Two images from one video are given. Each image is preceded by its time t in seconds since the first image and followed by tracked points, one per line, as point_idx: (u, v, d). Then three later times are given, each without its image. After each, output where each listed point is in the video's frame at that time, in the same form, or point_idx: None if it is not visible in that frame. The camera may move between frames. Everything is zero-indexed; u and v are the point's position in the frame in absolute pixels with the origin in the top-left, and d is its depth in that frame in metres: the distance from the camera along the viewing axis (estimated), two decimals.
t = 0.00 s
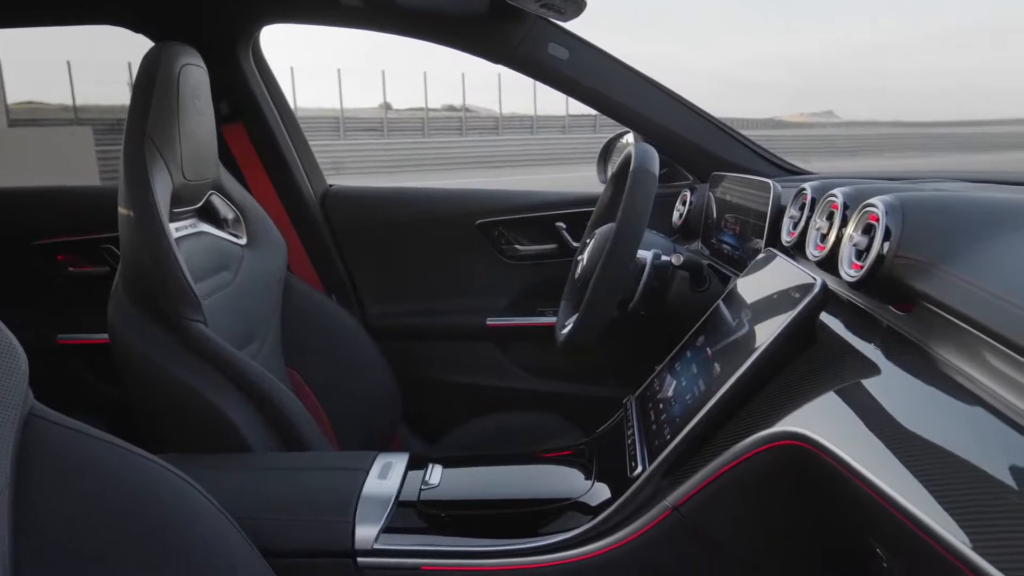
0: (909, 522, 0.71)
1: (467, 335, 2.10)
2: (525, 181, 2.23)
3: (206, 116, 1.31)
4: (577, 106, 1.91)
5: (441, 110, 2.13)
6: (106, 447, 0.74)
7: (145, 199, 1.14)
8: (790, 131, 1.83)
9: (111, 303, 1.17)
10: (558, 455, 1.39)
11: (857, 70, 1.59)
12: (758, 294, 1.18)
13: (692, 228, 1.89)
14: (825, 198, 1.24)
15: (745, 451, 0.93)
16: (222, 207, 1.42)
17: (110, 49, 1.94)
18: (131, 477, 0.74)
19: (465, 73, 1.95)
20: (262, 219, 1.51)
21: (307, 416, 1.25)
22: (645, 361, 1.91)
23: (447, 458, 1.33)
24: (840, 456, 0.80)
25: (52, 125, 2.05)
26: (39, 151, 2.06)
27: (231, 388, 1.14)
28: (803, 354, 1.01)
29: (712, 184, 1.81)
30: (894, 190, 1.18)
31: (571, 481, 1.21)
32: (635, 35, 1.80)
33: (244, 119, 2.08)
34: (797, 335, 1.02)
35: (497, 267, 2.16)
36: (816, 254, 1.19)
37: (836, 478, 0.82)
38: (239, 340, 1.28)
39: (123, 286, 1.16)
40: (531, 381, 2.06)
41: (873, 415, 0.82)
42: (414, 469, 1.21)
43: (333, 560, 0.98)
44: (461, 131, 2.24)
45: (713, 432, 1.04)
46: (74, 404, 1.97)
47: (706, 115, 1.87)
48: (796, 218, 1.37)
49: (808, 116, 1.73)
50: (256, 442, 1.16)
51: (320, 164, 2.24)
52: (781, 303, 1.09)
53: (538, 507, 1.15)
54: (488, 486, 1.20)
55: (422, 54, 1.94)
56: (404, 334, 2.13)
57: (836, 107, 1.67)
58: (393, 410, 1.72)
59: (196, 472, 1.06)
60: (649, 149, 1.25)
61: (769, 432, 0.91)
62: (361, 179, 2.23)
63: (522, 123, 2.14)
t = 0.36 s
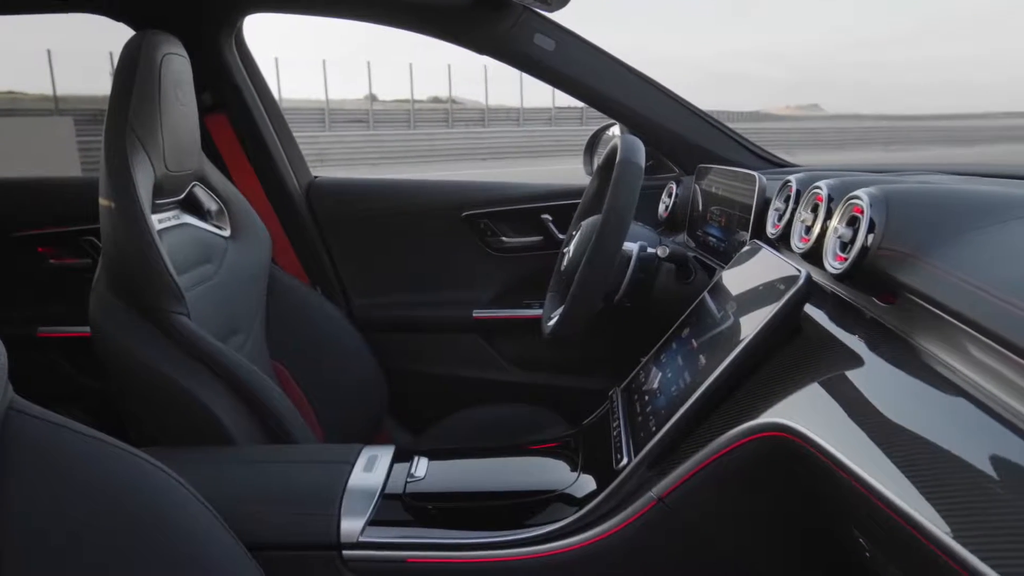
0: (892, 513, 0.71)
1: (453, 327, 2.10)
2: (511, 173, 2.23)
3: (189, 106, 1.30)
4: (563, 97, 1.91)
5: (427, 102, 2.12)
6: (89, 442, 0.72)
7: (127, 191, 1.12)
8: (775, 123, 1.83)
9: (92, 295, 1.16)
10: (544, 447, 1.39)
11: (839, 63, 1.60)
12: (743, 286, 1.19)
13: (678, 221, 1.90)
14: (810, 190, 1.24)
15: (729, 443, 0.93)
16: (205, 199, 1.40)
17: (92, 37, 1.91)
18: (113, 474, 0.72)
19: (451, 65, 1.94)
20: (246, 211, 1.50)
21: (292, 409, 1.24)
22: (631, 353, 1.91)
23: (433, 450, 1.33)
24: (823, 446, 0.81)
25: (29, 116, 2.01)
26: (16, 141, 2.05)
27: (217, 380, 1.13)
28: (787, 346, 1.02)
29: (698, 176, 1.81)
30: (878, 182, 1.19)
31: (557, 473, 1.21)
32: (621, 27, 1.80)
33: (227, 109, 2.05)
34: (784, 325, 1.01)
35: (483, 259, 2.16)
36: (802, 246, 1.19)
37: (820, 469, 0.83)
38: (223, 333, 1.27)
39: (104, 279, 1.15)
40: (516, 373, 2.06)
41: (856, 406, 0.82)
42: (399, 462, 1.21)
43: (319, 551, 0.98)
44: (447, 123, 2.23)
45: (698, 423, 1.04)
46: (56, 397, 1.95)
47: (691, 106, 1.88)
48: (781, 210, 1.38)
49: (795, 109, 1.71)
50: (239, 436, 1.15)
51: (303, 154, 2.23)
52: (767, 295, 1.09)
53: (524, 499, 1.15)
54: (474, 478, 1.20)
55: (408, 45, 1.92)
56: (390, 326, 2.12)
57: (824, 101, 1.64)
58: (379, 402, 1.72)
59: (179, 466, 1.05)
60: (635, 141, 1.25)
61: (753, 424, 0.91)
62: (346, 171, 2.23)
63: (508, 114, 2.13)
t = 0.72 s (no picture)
0: (876, 504, 0.72)
1: (438, 320, 2.10)
2: (497, 166, 2.22)
3: (170, 97, 1.28)
4: (549, 89, 1.90)
5: (413, 94, 2.08)
6: (70, 436, 0.71)
7: (108, 182, 1.11)
8: (761, 117, 1.83)
9: (73, 289, 1.14)
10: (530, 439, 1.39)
11: (820, 56, 1.59)
12: (728, 279, 1.19)
13: (663, 214, 1.91)
14: (795, 183, 1.25)
15: (713, 436, 0.94)
16: (188, 191, 1.39)
17: (71, 27, 1.88)
18: (94, 470, 0.71)
19: (437, 56, 1.93)
20: (229, 203, 1.49)
21: (276, 403, 1.24)
22: (616, 345, 1.92)
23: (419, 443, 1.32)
24: (806, 438, 0.82)
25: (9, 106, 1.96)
26: None
27: (199, 373, 1.12)
28: (771, 338, 1.02)
29: (683, 169, 1.82)
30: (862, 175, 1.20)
31: (543, 466, 1.22)
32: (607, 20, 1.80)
33: (210, 100, 2.03)
34: (770, 317, 1.01)
35: (468, 252, 2.16)
36: (786, 239, 1.20)
37: (803, 460, 0.83)
38: (206, 326, 1.26)
39: (84, 272, 1.14)
40: (502, 365, 2.06)
41: (839, 398, 0.83)
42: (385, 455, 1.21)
43: (303, 544, 0.98)
44: (433, 114, 2.18)
45: (683, 416, 1.04)
46: (38, 391, 1.92)
47: (677, 99, 1.88)
48: (766, 203, 1.38)
49: (779, 102, 1.73)
50: (224, 430, 1.13)
51: (287, 146, 2.21)
52: (752, 288, 1.09)
53: (510, 492, 1.15)
54: (460, 471, 1.19)
55: (395, 36, 1.90)
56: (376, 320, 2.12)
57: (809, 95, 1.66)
58: (365, 396, 1.71)
59: (162, 460, 1.04)
60: (621, 133, 1.25)
61: (737, 417, 0.92)
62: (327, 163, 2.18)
63: (494, 107, 2.11)
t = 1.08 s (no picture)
0: (858, 496, 0.72)
1: (424, 313, 2.09)
2: (484, 159, 2.22)
3: (152, 88, 1.27)
4: (536, 82, 1.90)
5: (398, 87, 2.10)
6: (59, 433, 0.71)
7: (88, 173, 1.09)
8: (746, 110, 1.84)
9: (53, 282, 1.13)
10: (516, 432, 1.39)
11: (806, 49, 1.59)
12: (713, 272, 1.19)
13: (649, 206, 1.92)
14: (779, 176, 1.25)
15: (697, 428, 0.94)
16: (170, 183, 1.38)
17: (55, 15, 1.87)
18: (73, 470, 0.70)
19: (422, 48, 1.90)
20: (212, 196, 1.48)
21: (261, 398, 1.23)
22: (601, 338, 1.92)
23: (405, 437, 1.32)
24: (789, 429, 0.82)
25: None
26: None
27: (181, 366, 1.11)
28: (756, 331, 1.02)
29: (669, 163, 1.82)
30: (846, 168, 1.20)
31: (528, 459, 1.22)
32: (593, 12, 1.80)
33: (192, 91, 2.01)
34: (753, 309, 1.02)
35: (454, 244, 2.16)
36: (770, 232, 1.21)
37: (787, 451, 0.84)
38: (189, 319, 1.25)
39: (65, 266, 1.12)
40: (488, 358, 2.06)
41: (822, 390, 0.83)
42: (371, 449, 1.20)
43: (288, 540, 0.98)
44: (419, 108, 2.20)
45: (668, 408, 1.05)
46: (19, 385, 1.90)
47: (666, 95, 1.89)
48: (750, 196, 1.39)
49: (762, 96, 1.71)
50: (207, 424, 1.12)
51: (270, 136, 2.18)
52: (736, 280, 1.09)
53: (496, 485, 1.15)
54: (446, 464, 1.19)
55: (380, 27, 1.88)
56: (361, 313, 2.11)
57: (792, 90, 1.63)
58: (351, 389, 1.71)
59: (144, 455, 1.03)
60: (607, 126, 1.25)
61: (721, 409, 0.92)
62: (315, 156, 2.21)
63: (479, 99, 2.09)
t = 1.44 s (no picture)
0: (840, 488, 0.73)
1: (409, 306, 2.09)
2: (469, 152, 2.21)
3: (132, 78, 1.25)
4: (521, 75, 1.89)
5: (383, 79, 2.04)
6: (42, 430, 0.70)
7: (67, 164, 1.08)
8: (731, 104, 1.84)
9: (32, 275, 1.11)
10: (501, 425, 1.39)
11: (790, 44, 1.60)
12: (698, 265, 1.19)
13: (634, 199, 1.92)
14: (764, 169, 1.26)
15: (681, 421, 0.95)
16: (151, 175, 1.36)
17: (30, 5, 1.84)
18: (58, 467, 0.69)
19: (407, 40, 1.88)
20: (194, 188, 1.46)
21: (245, 392, 1.22)
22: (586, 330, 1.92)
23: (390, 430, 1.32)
24: (772, 421, 0.83)
25: None
26: None
27: (163, 361, 1.10)
28: (740, 324, 1.03)
29: (654, 155, 1.82)
30: (829, 162, 1.21)
31: (513, 452, 1.22)
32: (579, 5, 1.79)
33: (173, 81, 1.99)
34: (738, 301, 1.02)
35: (439, 237, 2.15)
36: (754, 225, 1.21)
37: (770, 443, 0.84)
38: (171, 313, 1.24)
39: (43, 259, 1.10)
40: (473, 352, 2.06)
41: (805, 382, 0.84)
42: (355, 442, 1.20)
43: (271, 533, 0.97)
44: (403, 100, 2.17)
45: (652, 400, 1.05)
46: None
47: (651, 87, 1.89)
48: (735, 189, 1.39)
49: (745, 90, 1.74)
50: (189, 418, 1.11)
51: (252, 129, 2.17)
52: (721, 274, 1.10)
53: (481, 478, 1.15)
54: (431, 458, 1.19)
55: (363, 19, 1.84)
56: (346, 306, 2.10)
57: (774, 83, 1.66)
58: (335, 383, 1.70)
59: (125, 450, 1.02)
60: (592, 119, 1.24)
61: (704, 402, 0.92)
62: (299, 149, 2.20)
63: (465, 92, 2.08)
